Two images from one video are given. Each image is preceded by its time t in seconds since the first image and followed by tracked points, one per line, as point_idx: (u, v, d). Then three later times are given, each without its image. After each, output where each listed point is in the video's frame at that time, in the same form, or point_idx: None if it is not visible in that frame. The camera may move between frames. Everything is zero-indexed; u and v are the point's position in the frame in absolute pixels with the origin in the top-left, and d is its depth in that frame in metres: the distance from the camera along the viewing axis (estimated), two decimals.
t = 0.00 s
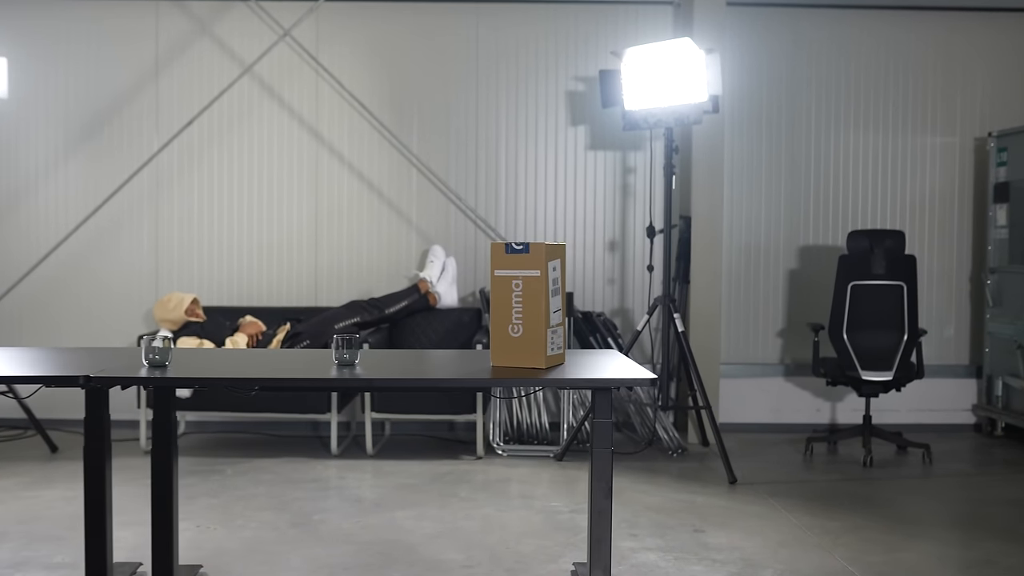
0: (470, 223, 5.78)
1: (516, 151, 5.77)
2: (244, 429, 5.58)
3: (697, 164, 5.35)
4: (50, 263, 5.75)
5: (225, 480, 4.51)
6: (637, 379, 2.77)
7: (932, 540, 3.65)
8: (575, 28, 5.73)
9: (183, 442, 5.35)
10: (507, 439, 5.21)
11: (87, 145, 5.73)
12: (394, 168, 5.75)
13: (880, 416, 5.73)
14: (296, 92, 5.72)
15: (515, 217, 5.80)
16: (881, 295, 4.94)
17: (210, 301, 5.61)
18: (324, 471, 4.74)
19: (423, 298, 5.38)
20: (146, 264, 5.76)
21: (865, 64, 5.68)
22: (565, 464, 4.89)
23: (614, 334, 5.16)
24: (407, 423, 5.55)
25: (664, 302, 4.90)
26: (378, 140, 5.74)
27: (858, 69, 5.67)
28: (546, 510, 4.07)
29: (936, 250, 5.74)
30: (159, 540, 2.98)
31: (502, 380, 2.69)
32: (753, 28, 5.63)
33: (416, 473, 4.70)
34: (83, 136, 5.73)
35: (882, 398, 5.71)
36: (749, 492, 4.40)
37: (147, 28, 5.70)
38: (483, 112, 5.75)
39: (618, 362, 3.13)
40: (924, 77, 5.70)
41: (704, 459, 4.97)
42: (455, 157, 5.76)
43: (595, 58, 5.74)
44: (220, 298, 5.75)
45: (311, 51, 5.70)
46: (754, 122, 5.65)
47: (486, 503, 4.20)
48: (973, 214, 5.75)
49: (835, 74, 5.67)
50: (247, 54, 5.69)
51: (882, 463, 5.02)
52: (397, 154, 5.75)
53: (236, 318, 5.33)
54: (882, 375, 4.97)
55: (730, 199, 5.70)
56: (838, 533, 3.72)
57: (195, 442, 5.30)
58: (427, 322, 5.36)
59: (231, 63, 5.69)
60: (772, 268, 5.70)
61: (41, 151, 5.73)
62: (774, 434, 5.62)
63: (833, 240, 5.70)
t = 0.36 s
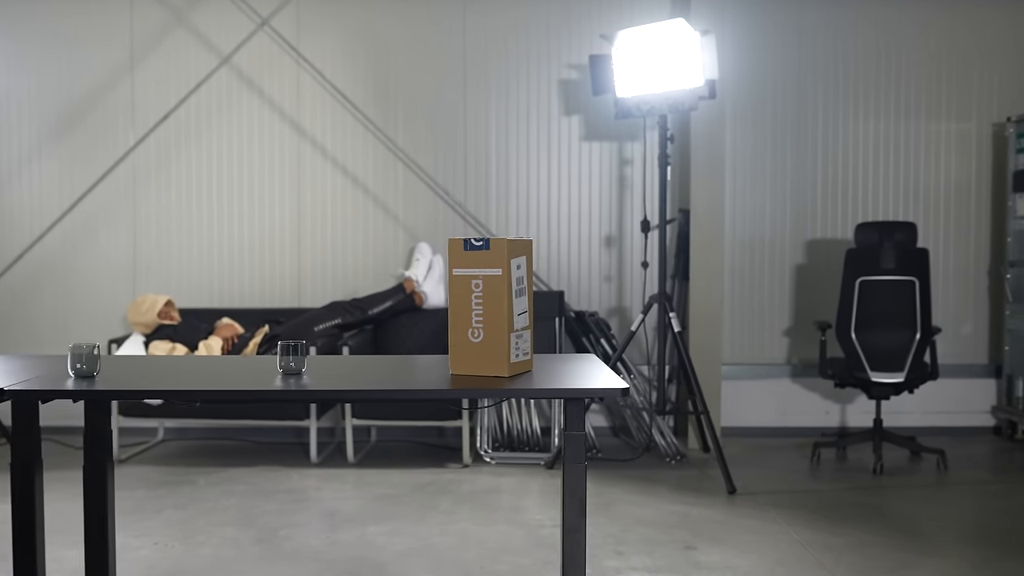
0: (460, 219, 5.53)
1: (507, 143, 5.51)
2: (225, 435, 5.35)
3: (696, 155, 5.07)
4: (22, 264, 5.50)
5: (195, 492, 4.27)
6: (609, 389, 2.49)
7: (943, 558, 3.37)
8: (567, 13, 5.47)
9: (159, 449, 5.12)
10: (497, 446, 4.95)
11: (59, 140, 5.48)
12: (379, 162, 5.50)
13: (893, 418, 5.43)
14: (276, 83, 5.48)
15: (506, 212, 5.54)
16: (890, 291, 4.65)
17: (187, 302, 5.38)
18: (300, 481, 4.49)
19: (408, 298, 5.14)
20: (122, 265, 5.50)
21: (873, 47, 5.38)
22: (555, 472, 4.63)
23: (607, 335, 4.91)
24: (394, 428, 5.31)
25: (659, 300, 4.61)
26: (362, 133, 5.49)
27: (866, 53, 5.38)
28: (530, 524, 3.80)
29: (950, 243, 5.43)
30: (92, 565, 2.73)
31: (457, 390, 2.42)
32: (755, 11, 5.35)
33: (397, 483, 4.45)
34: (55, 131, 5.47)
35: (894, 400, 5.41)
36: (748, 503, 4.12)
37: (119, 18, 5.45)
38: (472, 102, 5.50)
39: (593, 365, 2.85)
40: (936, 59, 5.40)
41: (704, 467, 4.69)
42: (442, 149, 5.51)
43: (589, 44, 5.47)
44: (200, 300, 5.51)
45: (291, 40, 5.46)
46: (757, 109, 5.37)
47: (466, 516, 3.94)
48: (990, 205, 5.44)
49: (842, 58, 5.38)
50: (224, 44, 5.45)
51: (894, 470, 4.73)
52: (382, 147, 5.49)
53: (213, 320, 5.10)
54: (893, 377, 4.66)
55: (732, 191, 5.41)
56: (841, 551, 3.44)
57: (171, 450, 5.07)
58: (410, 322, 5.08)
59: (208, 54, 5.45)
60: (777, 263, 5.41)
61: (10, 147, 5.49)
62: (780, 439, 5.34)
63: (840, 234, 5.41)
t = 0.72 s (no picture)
0: (449, 220, 5.28)
1: (498, 140, 5.26)
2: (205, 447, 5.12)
3: (695, 150, 4.78)
4: None
5: (160, 510, 4.04)
6: (569, 411, 2.21)
7: None
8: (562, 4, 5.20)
9: (134, 462, 4.90)
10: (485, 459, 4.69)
11: (35, 139, 5.30)
12: (365, 160, 5.26)
13: (906, 429, 5.13)
14: (258, 78, 5.25)
15: (498, 212, 5.29)
16: (901, 296, 4.36)
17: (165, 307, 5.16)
18: (273, 497, 4.25)
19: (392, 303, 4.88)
20: (99, 268, 5.30)
21: (885, 36, 5.08)
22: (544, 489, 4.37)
23: (601, 343, 4.73)
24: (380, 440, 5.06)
25: (654, 306, 4.34)
26: (346, 130, 5.25)
27: (878, 44, 5.09)
28: (508, 548, 3.54)
29: (968, 244, 5.13)
30: None
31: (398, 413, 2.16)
32: None
33: (374, 500, 4.20)
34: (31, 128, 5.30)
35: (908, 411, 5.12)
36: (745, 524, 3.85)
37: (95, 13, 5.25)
38: (462, 98, 5.24)
39: (562, 381, 2.58)
40: (952, 49, 5.09)
41: (702, 483, 4.42)
42: (431, 147, 5.26)
43: (585, 36, 5.20)
44: (179, 305, 5.29)
45: (272, 34, 5.23)
46: (761, 103, 5.09)
47: (441, 538, 3.69)
48: (1011, 204, 5.12)
49: (851, 49, 5.08)
50: (203, 38, 5.23)
51: (905, 486, 4.44)
52: (368, 145, 5.25)
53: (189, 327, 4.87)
54: (905, 389, 4.38)
55: (735, 191, 5.13)
56: None
57: (146, 462, 4.85)
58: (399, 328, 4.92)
59: (186, 49, 5.24)
60: (783, 266, 5.13)
61: None
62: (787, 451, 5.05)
63: (850, 235, 5.12)
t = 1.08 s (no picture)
0: (445, 225, 5.04)
1: (497, 141, 5.01)
2: (187, 460, 4.90)
3: (703, 151, 4.51)
4: None
5: (127, 530, 3.82)
6: (534, 440, 1.94)
7: None
8: None
9: (112, 476, 4.68)
10: (478, 478, 4.44)
11: (16, 139, 5.11)
12: (358, 162, 5.03)
13: (927, 449, 4.83)
14: (246, 76, 5.03)
15: (497, 217, 5.03)
16: (921, 308, 4.08)
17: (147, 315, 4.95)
18: (248, 516, 4.02)
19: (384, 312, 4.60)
20: (81, 274, 5.10)
21: (908, 33, 4.80)
22: (536, 511, 4.11)
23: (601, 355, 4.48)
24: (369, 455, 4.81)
25: (657, 318, 4.07)
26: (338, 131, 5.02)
27: (900, 41, 4.80)
28: None
29: (993, 253, 4.83)
30: None
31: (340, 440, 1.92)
32: None
33: (355, 521, 3.96)
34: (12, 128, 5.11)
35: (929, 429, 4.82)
36: (749, 553, 3.57)
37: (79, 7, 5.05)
38: (460, 97, 5.00)
39: (533, 404, 2.32)
40: (978, 47, 4.79)
41: (707, 506, 4.14)
42: (427, 149, 5.02)
43: (590, 33, 4.95)
44: (164, 313, 5.08)
45: (262, 30, 5.01)
46: (774, 104, 4.82)
47: (420, 565, 3.43)
48: None
49: (871, 47, 4.81)
50: (189, 34, 5.02)
51: (925, 511, 4.14)
52: (361, 147, 5.02)
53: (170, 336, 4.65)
54: (925, 407, 4.06)
55: (747, 196, 4.86)
56: None
57: (123, 477, 4.63)
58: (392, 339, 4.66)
59: (172, 45, 5.03)
60: (797, 275, 4.85)
61: None
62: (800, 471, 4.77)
63: (867, 242, 4.84)
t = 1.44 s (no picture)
0: (459, 222, 4.77)
1: (516, 135, 4.75)
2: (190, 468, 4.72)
3: (732, 136, 4.22)
4: None
5: (113, 545, 3.63)
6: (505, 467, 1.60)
7: None
8: None
9: (111, 484, 4.51)
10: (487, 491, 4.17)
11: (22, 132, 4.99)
12: (368, 157, 4.81)
13: (971, 465, 4.50)
14: (253, 67, 4.84)
15: (514, 214, 4.76)
16: (964, 317, 3.77)
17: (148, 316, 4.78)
18: (241, 530, 3.81)
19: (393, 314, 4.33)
20: (83, 272, 4.97)
21: (955, 20, 4.47)
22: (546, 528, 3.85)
23: (620, 364, 4.20)
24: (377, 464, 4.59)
25: (678, 324, 3.80)
26: (348, 125, 4.81)
27: (947, 29, 4.48)
28: None
29: None
30: None
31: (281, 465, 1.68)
32: None
33: (352, 537, 3.73)
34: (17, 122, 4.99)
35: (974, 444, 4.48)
36: None
37: None
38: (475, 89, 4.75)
39: (516, 424, 2.04)
40: None
41: (735, 527, 3.82)
42: (441, 143, 4.77)
43: (613, 21, 4.68)
44: (167, 313, 4.91)
45: (270, 19, 4.81)
46: (808, 96, 4.52)
47: None
48: None
49: (915, 36, 4.48)
50: (194, 22, 4.85)
51: (967, 535, 3.82)
52: (372, 141, 4.80)
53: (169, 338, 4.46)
54: (967, 423, 3.75)
55: (779, 194, 4.57)
56: None
57: (121, 485, 4.45)
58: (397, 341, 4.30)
59: (176, 34, 4.86)
60: (832, 278, 4.55)
61: None
62: (833, 488, 4.46)
63: (908, 244, 4.52)
